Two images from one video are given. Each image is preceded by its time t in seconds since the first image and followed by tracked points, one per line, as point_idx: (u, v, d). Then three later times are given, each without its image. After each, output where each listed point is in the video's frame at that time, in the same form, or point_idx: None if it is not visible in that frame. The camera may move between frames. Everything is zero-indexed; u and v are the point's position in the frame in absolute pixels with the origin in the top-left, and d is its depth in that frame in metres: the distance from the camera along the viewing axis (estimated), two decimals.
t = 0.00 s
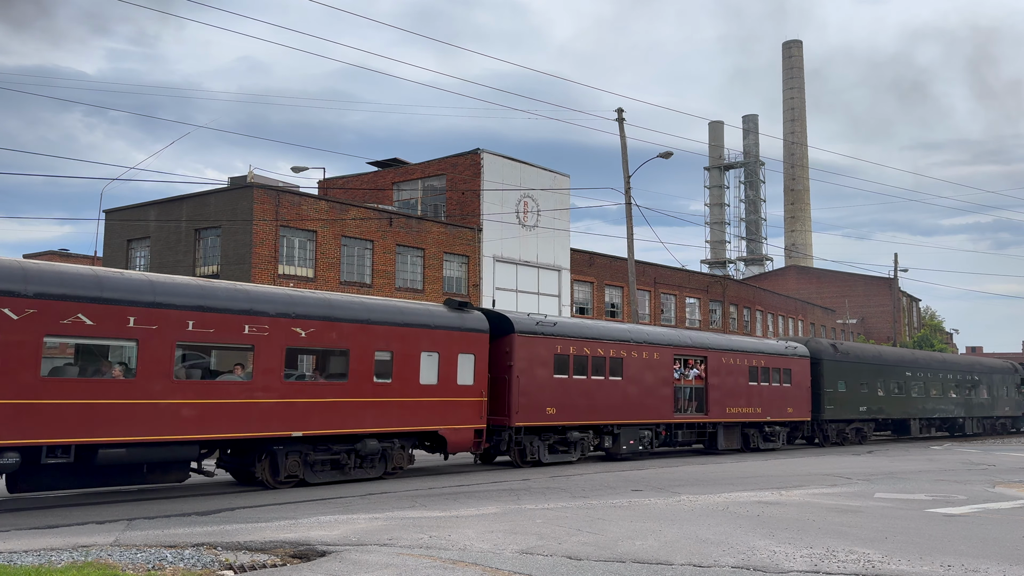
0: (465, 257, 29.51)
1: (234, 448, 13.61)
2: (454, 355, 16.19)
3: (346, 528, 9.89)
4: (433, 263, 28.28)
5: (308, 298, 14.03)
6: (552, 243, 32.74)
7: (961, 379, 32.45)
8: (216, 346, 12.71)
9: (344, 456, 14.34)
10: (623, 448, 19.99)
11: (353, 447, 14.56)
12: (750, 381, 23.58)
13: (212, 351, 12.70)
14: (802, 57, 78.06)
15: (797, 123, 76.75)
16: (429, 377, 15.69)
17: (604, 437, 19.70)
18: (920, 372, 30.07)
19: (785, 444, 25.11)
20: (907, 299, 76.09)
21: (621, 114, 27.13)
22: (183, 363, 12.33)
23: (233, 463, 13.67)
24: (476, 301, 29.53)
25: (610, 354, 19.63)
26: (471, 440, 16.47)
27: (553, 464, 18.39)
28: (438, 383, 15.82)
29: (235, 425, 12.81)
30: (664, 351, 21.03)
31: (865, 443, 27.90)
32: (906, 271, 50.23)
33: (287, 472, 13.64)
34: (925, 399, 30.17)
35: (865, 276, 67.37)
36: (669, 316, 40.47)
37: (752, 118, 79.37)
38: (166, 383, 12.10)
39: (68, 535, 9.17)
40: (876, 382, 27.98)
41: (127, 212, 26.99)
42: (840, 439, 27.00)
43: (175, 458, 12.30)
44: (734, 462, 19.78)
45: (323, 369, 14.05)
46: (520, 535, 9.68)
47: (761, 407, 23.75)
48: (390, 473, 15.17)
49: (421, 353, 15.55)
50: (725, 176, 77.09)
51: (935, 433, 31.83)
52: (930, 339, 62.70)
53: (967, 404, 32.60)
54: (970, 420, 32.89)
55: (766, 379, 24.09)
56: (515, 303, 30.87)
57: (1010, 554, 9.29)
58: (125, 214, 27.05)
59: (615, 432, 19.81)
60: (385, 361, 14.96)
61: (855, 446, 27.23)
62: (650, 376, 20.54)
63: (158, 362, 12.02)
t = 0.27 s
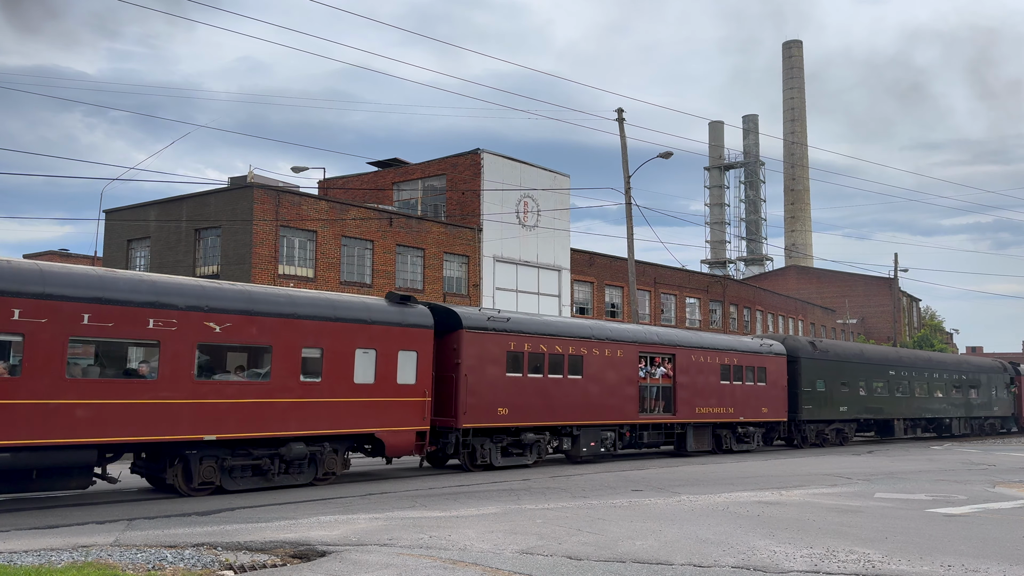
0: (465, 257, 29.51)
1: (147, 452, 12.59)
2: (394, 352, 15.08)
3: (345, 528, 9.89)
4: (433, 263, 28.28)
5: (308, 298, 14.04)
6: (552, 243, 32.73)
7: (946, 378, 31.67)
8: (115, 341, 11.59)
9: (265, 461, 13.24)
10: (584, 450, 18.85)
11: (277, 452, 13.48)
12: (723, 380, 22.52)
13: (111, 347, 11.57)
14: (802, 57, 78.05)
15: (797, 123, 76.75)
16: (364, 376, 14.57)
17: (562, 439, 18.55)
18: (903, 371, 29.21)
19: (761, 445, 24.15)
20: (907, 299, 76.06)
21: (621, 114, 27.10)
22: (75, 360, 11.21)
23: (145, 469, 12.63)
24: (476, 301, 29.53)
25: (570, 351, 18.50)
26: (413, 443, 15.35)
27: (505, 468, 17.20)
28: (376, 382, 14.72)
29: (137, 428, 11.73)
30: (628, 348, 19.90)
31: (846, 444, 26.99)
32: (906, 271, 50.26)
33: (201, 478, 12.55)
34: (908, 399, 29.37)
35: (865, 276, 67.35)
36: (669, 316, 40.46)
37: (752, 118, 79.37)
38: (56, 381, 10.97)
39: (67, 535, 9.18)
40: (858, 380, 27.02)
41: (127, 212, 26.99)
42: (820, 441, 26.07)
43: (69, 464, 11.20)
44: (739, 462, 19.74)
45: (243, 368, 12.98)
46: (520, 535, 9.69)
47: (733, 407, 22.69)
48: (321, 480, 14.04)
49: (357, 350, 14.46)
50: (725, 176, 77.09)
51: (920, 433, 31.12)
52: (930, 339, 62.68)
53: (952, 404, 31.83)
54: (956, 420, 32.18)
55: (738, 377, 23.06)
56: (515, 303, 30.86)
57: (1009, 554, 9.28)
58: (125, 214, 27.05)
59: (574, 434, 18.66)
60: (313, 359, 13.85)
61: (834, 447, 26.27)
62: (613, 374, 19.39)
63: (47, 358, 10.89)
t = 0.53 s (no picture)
0: (465, 257, 29.51)
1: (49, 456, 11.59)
2: (324, 349, 14.05)
3: (346, 528, 9.90)
4: (433, 264, 28.28)
5: (309, 299, 14.07)
6: (552, 243, 32.73)
7: (931, 378, 31.06)
8: None
9: (176, 466, 12.21)
10: (540, 453, 17.96)
11: (191, 457, 12.44)
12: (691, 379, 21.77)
13: None
14: (802, 57, 78.06)
15: (797, 123, 76.79)
16: (289, 374, 13.54)
17: (516, 441, 17.65)
18: (885, 371, 28.57)
19: (733, 446, 23.49)
20: (908, 300, 76.05)
21: (621, 114, 27.11)
22: None
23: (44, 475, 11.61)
24: (476, 301, 29.52)
25: (524, 348, 17.61)
26: (346, 447, 14.32)
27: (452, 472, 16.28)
28: (301, 381, 13.69)
29: (89, 431, 11.22)
30: (589, 346, 19.10)
31: (826, 446, 26.35)
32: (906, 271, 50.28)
33: (101, 484, 11.50)
34: (890, 399, 28.75)
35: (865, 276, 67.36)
36: (669, 316, 40.45)
37: (752, 118, 79.37)
38: None
39: (68, 535, 9.18)
40: (836, 380, 26.41)
41: (127, 212, 26.99)
42: (798, 442, 25.44)
43: None
44: (741, 462, 19.67)
45: (151, 365, 11.96)
46: (520, 535, 9.69)
47: (703, 407, 21.94)
48: (240, 487, 13.00)
49: (280, 346, 13.43)
50: (725, 176, 77.09)
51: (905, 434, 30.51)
52: (930, 339, 62.66)
53: (937, 404, 31.17)
54: (943, 420, 31.56)
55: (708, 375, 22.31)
56: (515, 303, 30.86)
57: (1009, 554, 9.29)
58: (125, 214, 27.06)
59: (529, 436, 17.77)
60: (230, 356, 12.81)
61: (812, 448, 25.63)
62: (572, 373, 18.56)
63: None
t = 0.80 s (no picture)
0: (465, 257, 29.50)
1: None
2: (243, 345, 12.96)
3: (346, 528, 9.90)
4: (433, 264, 28.27)
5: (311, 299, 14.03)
6: (552, 243, 32.72)
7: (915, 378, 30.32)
8: None
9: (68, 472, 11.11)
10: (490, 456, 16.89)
11: (86, 462, 11.35)
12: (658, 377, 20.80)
13: None
14: (802, 57, 78.06)
15: (797, 123, 76.78)
16: (202, 372, 12.46)
17: (464, 444, 16.56)
18: (865, 370, 27.83)
19: (705, 447, 22.58)
20: (908, 300, 76.06)
21: (621, 114, 27.11)
22: None
23: None
24: (476, 301, 29.52)
25: (473, 345, 16.50)
26: (269, 452, 13.26)
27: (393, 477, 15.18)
28: (217, 379, 12.62)
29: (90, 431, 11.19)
30: (546, 343, 18.07)
31: (805, 447, 25.66)
32: (907, 271, 50.32)
33: None
34: (872, 399, 28.02)
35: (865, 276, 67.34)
36: (669, 316, 40.46)
37: (752, 118, 79.38)
38: None
39: (68, 535, 9.18)
40: (813, 379, 25.64)
41: (127, 212, 26.99)
42: (775, 444, 24.69)
43: None
44: (742, 462, 19.70)
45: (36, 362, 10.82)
46: (520, 535, 9.70)
47: (671, 407, 21.01)
48: (145, 495, 11.95)
49: (192, 342, 12.34)
50: (725, 176, 77.06)
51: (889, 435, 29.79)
52: (931, 339, 62.64)
53: (921, 404, 30.40)
54: (929, 420, 30.84)
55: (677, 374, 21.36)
56: (515, 303, 30.86)
57: (1009, 554, 9.30)
58: (125, 214, 27.07)
59: (478, 438, 16.69)
60: (132, 353, 11.71)
61: (790, 450, 24.88)
62: (527, 371, 17.52)
63: None
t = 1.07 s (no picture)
0: (465, 257, 29.50)
1: None
2: (149, 342, 11.97)
3: (346, 528, 9.90)
4: (433, 264, 28.26)
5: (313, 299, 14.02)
6: (552, 243, 32.72)
7: (898, 378, 29.47)
8: None
9: None
10: (435, 460, 15.78)
11: None
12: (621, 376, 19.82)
13: None
14: (802, 57, 78.04)
15: (797, 124, 76.75)
16: (100, 370, 11.46)
17: (406, 447, 15.46)
18: (845, 370, 27.00)
19: (674, 448, 21.66)
20: (908, 300, 76.02)
21: (621, 114, 27.06)
22: None
23: None
24: (476, 301, 29.51)
25: (415, 342, 15.41)
26: (178, 456, 12.24)
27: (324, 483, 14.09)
28: (117, 377, 11.61)
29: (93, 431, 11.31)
30: (498, 340, 17.01)
31: (781, 449, 24.82)
32: (908, 270, 50.28)
33: None
34: (853, 399, 27.17)
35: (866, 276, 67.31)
36: (669, 316, 40.43)
37: (752, 118, 79.35)
38: None
39: (68, 535, 9.18)
40: (788, 378, 24.77)
41: (128, 212, 27.01)
42: (750, 446, 23.88)
43: None
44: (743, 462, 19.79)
45: None
46: (521, 536, 9.69)
47: (635, 407, 20.05)
48: (34, 503, 10.94)
49: (88, 337, 11.34)
50: (725, 176, 77.01)
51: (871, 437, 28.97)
52: (931, 339, 62.59)
53: (903, 403, 29.54)
54: (913, 420, 30.02)
55: (642, 372, 20.43)
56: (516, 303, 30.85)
57: (1010, 554, 9.30)
58: (125, 214, 27.09)
59: (422, 441, 15.60)
60: (21, 348, 10.73)
61: (766, 451, 24.04)
62: (476, 369, 16.45)
63: None
